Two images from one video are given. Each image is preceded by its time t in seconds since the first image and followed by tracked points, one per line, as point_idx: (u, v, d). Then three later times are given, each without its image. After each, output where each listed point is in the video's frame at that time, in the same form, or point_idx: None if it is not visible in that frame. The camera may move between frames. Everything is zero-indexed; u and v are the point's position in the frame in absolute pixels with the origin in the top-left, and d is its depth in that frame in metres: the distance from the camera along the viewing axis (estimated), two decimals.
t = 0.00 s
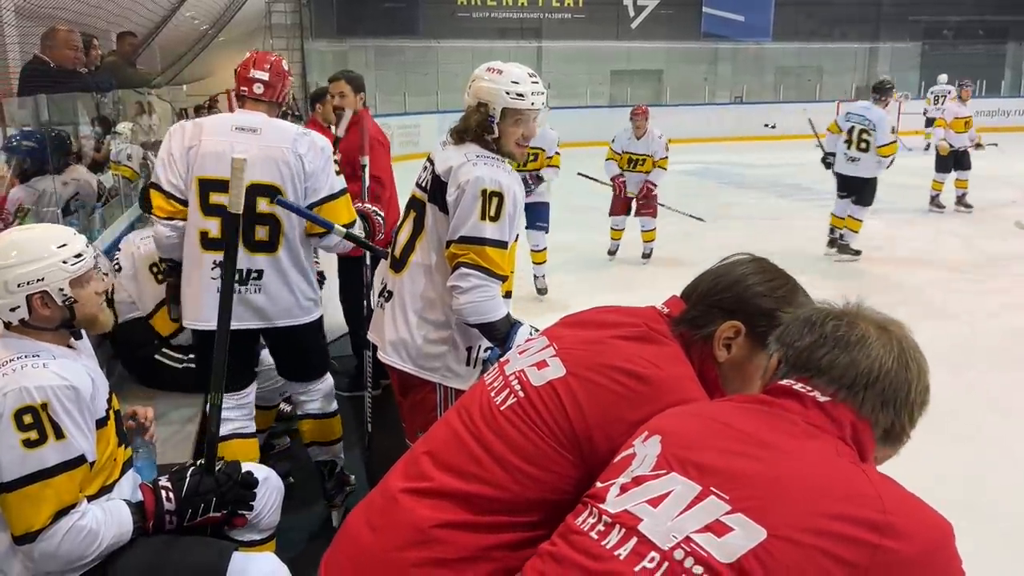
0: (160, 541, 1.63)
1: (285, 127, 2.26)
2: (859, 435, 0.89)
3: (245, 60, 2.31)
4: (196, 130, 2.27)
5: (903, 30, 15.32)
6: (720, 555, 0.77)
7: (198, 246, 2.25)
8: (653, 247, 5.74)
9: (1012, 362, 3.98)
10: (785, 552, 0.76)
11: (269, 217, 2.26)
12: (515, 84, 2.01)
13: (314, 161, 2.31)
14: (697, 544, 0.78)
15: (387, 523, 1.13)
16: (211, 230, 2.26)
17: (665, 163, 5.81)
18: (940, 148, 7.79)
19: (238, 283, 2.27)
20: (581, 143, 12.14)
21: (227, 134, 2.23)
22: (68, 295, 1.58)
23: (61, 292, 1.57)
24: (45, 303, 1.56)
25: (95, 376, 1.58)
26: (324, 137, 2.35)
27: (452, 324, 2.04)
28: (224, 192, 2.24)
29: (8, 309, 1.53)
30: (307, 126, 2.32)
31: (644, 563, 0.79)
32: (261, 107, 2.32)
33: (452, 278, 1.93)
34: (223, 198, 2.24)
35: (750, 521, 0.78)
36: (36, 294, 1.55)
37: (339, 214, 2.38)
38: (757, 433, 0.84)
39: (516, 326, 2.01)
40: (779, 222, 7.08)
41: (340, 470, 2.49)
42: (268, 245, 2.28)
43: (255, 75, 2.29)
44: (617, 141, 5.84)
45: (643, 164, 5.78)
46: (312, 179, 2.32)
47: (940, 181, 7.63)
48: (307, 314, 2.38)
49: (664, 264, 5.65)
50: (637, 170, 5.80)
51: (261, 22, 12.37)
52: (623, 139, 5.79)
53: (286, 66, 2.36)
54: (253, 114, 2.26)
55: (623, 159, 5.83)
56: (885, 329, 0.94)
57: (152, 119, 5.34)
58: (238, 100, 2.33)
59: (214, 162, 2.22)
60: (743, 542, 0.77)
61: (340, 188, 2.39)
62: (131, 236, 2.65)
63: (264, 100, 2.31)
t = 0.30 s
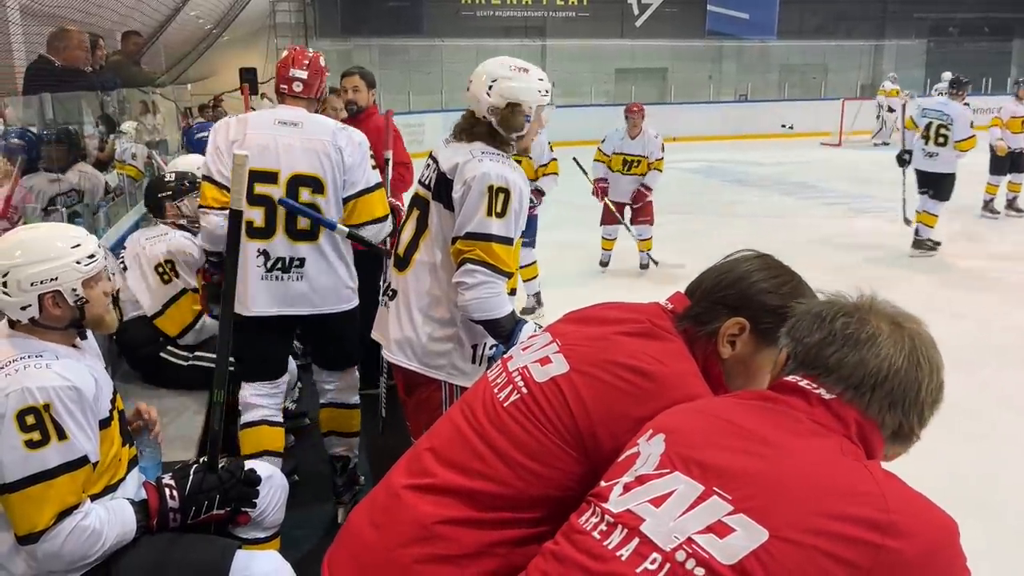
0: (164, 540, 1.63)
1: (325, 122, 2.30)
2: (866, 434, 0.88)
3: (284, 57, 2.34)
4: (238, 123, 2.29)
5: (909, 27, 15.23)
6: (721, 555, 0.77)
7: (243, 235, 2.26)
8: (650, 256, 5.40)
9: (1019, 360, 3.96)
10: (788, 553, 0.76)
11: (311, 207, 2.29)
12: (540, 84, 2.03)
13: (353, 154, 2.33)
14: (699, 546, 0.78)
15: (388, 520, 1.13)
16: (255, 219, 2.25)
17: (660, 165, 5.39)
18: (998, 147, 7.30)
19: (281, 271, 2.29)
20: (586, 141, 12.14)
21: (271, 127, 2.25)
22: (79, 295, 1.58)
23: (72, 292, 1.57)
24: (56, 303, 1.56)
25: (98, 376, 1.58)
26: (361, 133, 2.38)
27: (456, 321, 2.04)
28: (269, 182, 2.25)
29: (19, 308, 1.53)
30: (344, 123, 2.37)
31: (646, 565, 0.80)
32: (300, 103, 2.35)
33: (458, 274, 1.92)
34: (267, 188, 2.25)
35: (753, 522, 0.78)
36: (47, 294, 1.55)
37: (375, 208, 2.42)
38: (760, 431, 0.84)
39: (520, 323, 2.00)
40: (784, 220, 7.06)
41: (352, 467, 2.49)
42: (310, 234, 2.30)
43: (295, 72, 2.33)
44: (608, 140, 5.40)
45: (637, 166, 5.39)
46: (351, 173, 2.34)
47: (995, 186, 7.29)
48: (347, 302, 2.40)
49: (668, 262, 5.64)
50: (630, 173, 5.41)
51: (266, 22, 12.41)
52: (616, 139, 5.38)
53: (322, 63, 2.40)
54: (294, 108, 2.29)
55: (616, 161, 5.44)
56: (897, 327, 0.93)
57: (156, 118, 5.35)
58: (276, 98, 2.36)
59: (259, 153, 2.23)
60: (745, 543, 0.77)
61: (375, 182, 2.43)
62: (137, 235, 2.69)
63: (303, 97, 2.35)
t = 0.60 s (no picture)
0: (169, 539, 1.63)
1: (358, 118, 2.41)
2: (873, 436, 0.87)
3: (315, 58, 2.47)
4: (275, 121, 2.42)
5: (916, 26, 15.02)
6: (727, 557, 0.77)
7: (284, 229, 2.39)
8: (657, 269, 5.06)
9: None
10: (794, 555, 0.76)
11: (346, 199, 2.42)
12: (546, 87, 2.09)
13: (386, 148, 2.43)
14: (704, 546, 0.78)
15: (394, 519, 1.13)
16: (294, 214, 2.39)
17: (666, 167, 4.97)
18: None
19: (318, 263, 2.40)
20: (592, 140, 12.13)
21: (307, 124, 2.37)
22: (104, 297, 1.60)
23: (99, 294, 1.58)
24: (81, 303, 1.57)
25: (108, 378, 1.58)
26: (394, 128, 2.48)
27: (465, 321, 2.04)
28: (306, 177, 2.38)
29: (46, 306, 1.52)
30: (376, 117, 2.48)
31: (651, 565, 0.79)
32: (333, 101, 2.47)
33: (467, 272, 1.92)
34: (305, 182, 2.38)
35: (758, 524, 0.77)
36: (77, 293, 1.56)
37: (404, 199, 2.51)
38: (766, 431, 0.83)
39: (527, 322, 2.00)
40: (789, 219, 7.05)
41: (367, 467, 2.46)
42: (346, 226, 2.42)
43: (328, 72, 2.46)
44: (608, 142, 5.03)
45: (640, 170, 4.99)
46: (384, 166, 2.44)
47: None
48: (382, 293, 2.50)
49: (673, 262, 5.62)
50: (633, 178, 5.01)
51: (272, 22, 12.44)
52: (617, 141, 5.03)
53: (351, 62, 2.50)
54: (328, 106, 2.41)
55: (618, 165, 5.05)
56: (905, 328, 0.92)
57: (163, 118, 5.35)
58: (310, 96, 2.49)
59: (297, 149, 2.36)
60: (750, 545, 0.77)
61: (407, 175, 2.52)
62: (134, 241, 2.62)
63: (336, 95, 2.48)
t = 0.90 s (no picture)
0: (180, 540, 1.64)
1: (378, 120, 2.54)
2: (886, 444, 0.87)
3: (336, 64, 2.61)
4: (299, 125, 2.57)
5: (925, 27, 15.12)
6: (739, 564, 0.77)
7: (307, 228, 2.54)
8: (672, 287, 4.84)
9: None
10: (806, 563, 0.76)
11: (365, 199, 2.53)
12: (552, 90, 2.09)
13: (404, 148, 2.56)
14: (717, 554, 0.78)
15: (406, 523, 1.13)
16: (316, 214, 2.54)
17: (677, 176, 4.79)
18: None
19: (338, 261, 2.52)
20: (599, 141, 12.13)
21: (329, 127, 2.52)
22: (135, 301, 1.66)
23: (134, 297, 1.65)
24: (120, 305, 1.61)
25: (125, 380, 1.58)
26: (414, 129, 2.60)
27: (476, 323, 2.05)
28: (327, 177, 2.52)
29: (96, 306, 1.55)
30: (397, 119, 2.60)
31: (663, 572, 0.79)
32: (355, 103, 2.61)
33: (478, 274, 1.93)
34: (326, 182, 2.52)
35: (771, 531, 0.77)
36: (119, 295, 1.61)
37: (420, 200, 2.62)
38: (779, 437, 0.83)
39: (537, 325, 2.00)
40: (796, 221, 7.05)
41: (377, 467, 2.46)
42: (365, 226, 2.55)
43: (349, 76, 2.60)
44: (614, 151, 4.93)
45: (648, 177, 4.84)
46: (403, 167, 2.57)
47: None
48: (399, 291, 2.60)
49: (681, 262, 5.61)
50: (640, 186, 4.86)
51: (280, 24, 12.46)
52: (623, 148, 4.92)
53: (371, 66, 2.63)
54: (350, 109, 2.54)
55: (625, 173, 4.93)
56: (918, 334, 0.92)
57: (172, 120, 5.36)
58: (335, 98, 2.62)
59: (318, 151, 2.51)
60: (763, 552, 0.77)
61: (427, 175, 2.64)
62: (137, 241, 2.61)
63: (358, 97, 2.61)
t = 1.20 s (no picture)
0: (191, 542, 1.64)
1: (392, 124, 2.68)
2: (900, 452, 0.87)
3: (350, 72, 2.74)
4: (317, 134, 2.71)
5: (935, 30, 15.09)
6: (752, 571, 0.77)
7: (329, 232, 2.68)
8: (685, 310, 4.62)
9: None
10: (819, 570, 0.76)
11: (384, 202, 2.68)
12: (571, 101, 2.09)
13: (419, 150, 2.70)
14: (729, 560, 0.78)
15: (418, 528, 1.13)
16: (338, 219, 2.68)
17: (687, 187, 4.61)
18: None
19: (361, 263, 2.65)
20: (608, 144, 12.11)
21: (346, 134, 2.66)
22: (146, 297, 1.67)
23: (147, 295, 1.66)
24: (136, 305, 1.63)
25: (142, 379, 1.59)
26: (427, 130, 2.74)
27: (485, 327, 2.05)
28: (346, 183, 2.66)
29: (118, 309, 1.56)
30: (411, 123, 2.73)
31: None
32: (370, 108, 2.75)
33: (486, 277, 1.93)
34: (346, 188, 2.66)
35: (784, 537, 0.77)
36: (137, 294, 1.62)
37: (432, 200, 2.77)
38: (792, 443, 0.83)
39: (547, 329, 2.00)
40: (806, 224, 7.04)
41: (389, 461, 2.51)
42: (385, 228, 2.69)
43: (363, 83, 2.73)
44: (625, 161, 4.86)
45: (655, 188, 4.73)
46: (418, 168, 2.71)
47: None
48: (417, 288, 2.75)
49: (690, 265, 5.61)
50: (647, 198, 4.75)
51: (289, 26, 12.46)
52: (632, 158, 4.83)
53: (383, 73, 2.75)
54: (365, 115, 2.68)
55: (633, 183, 4.84)
56: (932, 342, 0.92)
57: (182, 122, 5.38)
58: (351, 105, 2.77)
59: (337, 160, 2.64)
60: (776, 559, 0.77)
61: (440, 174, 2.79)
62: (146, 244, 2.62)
63: (372, 102, 2.74)
